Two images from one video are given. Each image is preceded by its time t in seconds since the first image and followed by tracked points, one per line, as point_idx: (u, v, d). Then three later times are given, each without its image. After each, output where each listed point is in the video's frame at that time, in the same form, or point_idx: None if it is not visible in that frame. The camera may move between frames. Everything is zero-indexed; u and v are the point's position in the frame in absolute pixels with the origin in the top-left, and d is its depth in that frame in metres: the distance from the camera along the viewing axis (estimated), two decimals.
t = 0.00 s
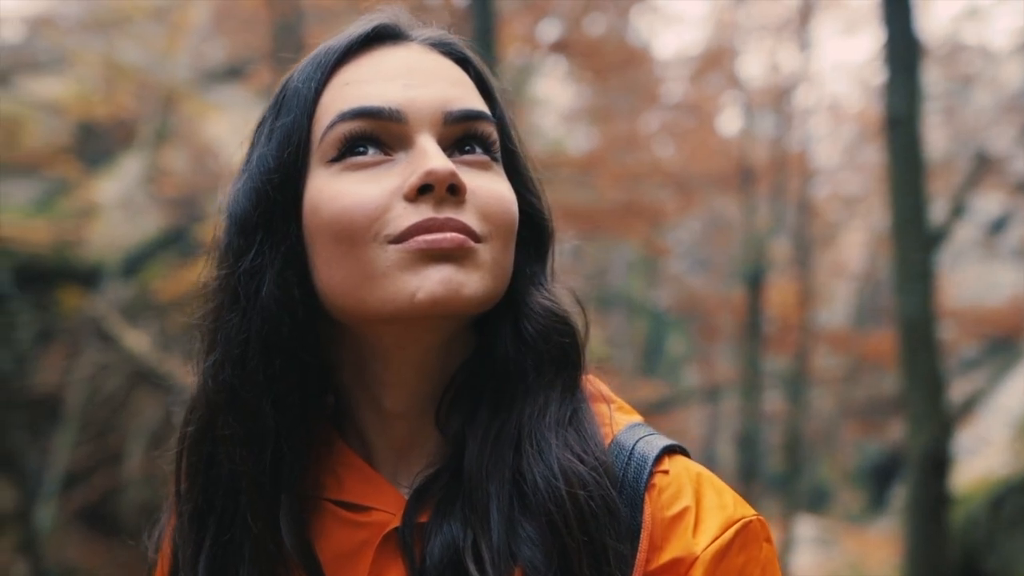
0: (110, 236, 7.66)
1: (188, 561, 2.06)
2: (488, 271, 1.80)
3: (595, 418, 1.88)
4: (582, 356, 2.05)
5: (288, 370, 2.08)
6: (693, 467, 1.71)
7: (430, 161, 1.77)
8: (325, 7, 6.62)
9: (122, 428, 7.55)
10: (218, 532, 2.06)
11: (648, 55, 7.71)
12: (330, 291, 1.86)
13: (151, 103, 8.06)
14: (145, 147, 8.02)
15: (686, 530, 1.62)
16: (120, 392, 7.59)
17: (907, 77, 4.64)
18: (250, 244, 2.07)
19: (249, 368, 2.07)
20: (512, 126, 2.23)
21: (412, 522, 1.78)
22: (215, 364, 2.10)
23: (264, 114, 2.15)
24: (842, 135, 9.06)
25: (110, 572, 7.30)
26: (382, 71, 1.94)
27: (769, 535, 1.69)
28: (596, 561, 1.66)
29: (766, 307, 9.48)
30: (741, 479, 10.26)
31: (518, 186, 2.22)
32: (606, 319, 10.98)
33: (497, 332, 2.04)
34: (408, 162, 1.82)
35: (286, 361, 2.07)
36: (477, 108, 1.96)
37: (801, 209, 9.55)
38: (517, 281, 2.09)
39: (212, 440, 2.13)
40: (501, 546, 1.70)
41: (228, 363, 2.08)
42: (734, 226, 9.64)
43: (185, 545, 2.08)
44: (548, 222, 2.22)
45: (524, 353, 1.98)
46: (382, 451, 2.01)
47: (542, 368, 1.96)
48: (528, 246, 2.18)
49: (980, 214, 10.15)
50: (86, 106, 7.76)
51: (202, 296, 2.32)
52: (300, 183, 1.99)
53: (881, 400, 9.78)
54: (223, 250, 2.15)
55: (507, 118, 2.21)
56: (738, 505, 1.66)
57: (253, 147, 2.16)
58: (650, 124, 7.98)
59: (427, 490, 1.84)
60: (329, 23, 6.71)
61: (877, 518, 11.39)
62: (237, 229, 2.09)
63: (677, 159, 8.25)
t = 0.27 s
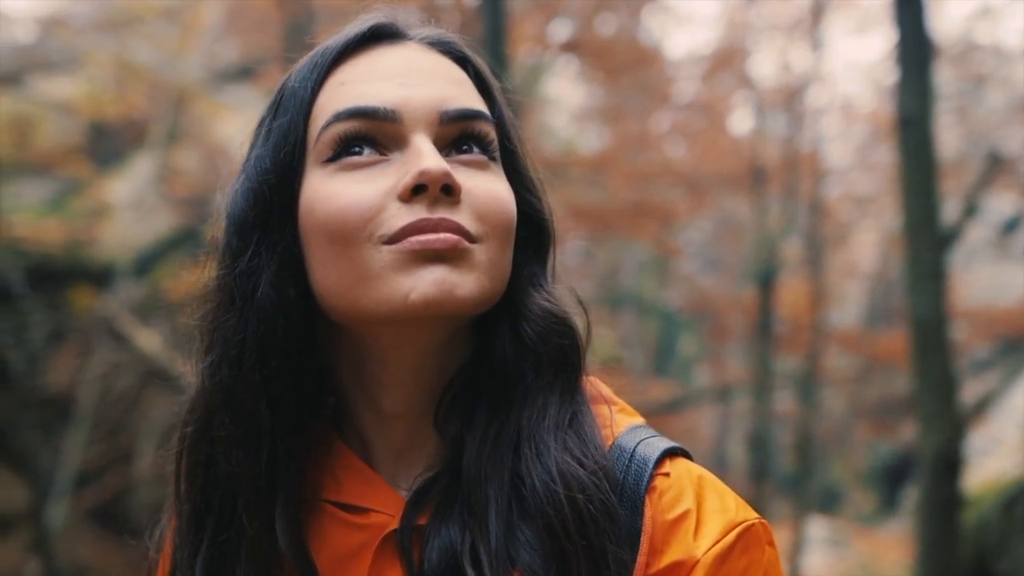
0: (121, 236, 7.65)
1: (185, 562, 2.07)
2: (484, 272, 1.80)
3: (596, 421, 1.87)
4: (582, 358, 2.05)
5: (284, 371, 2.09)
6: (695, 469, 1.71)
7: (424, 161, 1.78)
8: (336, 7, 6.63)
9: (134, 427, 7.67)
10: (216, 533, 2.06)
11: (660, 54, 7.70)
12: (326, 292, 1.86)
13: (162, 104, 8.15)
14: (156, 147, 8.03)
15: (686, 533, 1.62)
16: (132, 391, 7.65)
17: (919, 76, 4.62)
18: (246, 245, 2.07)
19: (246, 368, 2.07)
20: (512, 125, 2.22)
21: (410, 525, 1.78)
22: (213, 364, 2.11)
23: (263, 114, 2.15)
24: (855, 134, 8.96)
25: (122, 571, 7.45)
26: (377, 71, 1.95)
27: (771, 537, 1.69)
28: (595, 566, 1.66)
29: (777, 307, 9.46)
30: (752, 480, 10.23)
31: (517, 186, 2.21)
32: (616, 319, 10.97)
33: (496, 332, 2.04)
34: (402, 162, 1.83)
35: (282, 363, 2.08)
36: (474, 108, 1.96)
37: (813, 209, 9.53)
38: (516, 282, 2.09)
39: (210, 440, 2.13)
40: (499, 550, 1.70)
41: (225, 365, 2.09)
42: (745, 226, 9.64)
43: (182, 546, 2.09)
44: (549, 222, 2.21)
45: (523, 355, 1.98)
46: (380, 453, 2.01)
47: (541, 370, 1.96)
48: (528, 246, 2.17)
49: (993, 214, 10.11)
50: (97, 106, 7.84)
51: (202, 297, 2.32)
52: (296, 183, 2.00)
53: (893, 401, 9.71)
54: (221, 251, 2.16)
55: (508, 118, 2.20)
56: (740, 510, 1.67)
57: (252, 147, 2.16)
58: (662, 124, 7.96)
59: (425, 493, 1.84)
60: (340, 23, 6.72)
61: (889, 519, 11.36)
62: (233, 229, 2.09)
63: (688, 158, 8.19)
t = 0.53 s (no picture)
0: (134, 236, 7.79)
1: (185, 562, 2.09)
2: (481, 272, 1.80)
3: (598, 422, 1.87)
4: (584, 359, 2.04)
5: (282, 371, 2.09)
6: (698, 471, 1.70)
7: (419, 162, 1.78)
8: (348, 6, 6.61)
9: (145, 426, 7.81)
10: (217, 534, 2.08)
11: (672, 55, 7.68)
12: (322, 293, 1.87)
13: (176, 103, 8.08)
14: (170, 148, 7.95)
15: (688, 536, 1.62)
16: (143, 390, 7.79)
17: (933, 75, 4.59)
18: (244, 245, 2.06)
19: (244, 369, 2.07)
20: (513, 125, 2.20)
21: (409, 527, 1.79)
22: (212, 365, 2.11)
23: (263, 114, 2.14)
24: (867, 134, 8.93)
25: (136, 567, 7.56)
26: (375, 71, 1.94)
27: (776, 540, 1.68)
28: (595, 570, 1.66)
29: (789, 307, 9.43)
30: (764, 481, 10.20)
31: (517, 185, 2.18)
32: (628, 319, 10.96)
33: (496, 334, 2.03)
34: (399, 162, 1.82)
35: (279, 363, 2.08)
36: (473, 107, 1.95)
37: (826, 209, 9.49)
38: (516, 282, 2.07)
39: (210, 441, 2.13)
40: (499, 554, 1.71)
41: (225, 365, 2.09)
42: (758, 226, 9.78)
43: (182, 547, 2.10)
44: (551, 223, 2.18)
45: (523, 356, 1.98)
46: (380, 454, 2.02)
47: (541, 371, 1.95)
48: (528, 247, 2.15)
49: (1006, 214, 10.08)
50: (110, 106, 7.91)
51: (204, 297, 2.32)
52: (293, 183, 2.00)
53: (906, 402, 9.69)
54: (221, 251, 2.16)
55: (508, 117, 2.18)
56: (744, 512, 1.66)
57: (251, 147, 2.15)
58: (674, 124, 7.93)
59: (425, 494, 1.85)
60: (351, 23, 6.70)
61: (901, 520, 11.32)
62: (231, 230, 2.09)
63: (700, 159, 8.15)
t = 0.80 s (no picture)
0: (147, 236, 7.96)
1: (185, 561, 2.08)
2: (479, 273, 1.79)
3: (599, 424, 1.87)
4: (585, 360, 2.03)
5: (281, 371, 2.09)
6: (702, 474, 1.70)
7: (415, 162, 1.77)
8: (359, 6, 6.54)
9: (156, 425, 8.06)
10: (216, 533, 2.08)
11: (685, 55, 7.65)
12: (320, 293, 1.87)
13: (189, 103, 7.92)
14: (182, 147, 7.84)
15: (691, 539, 1.62)
16: (154, 388, 7.98)
17: (946, 74, 4.56)
18: (243, 245, 2.06)
19: (245, 369, 2.08)
20: (515, 124, 2.17)
21: (409, 529, 1.79)
22: (213, 365, 2.11)
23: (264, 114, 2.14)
24: (880, 134, 9.00)
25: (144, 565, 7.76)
26: (374, 71, 1.94)
27: (779, 544, 1.68)
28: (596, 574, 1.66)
29: (801, 308, 9.41)
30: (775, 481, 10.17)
31: (518, 185, 2.16)
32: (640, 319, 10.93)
33: (495, 334, 2.03)
34: (396, 162, 1.82)
35: (277, 363, 2.08)
36: (471, 106, 1.94)
37: (838, 209, 9.44)
38: (517, 282, 2.07)
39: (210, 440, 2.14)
40: (498, 557, 1.70)
41: (225, 365, 2.09)
42: (769, 227, 9.73)
43: (182, 546, 2.10)
44: (553, 224, 2.16)
45: (523, 357, 1.97)
46: (380, 455, 2.01)
47: (542, 373, 1.95)
48: (529, 247, 2.13)
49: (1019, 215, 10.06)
50: (122, 106, 7.71)
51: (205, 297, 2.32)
52: (292, 183, 2.00)
53: (919, 403, 9.68)
54: (221, 251, 2.16)
55: (510, 116, 2.15)
56: (747, 515, 1.66)
57: (252, 146, 2.15)
58: (685, 124, 7.92)
59: (426, 495, 1.84)
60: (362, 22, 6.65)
61: (914, 521, 11.30)
62: (231, 230, 2.09)
63: (713, 159, 8.15)
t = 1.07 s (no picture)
0: (160, 237, 8.16)
1: (186, 561, 2.09)
2: (478, 276, 1.78)
3: (603, 428, 1.86)
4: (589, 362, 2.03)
5: (281, 372, 2.09)
6: (706, 477, 1.70)
7: (413, 163, 1.76)
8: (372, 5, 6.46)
9: (168, 425, 8.05)
10: (218, 534, 2.08)
11: (697, 55, 7.62)
12: (320, 295, 1.86)
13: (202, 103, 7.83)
14: (195, 147, 7.86)
15: (695, 542, 1.61)
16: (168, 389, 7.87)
17: (960, 73, 4.52)
18: (244, 246, 2.06)
19: (246, 371, 2.08)
20: (519, 125, 2.14)
21: (411, 532, 1.79)
22: (215, 366, 2.11)
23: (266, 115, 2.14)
24: (893, 134, 9.01)
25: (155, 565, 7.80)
26: (374, 71, 1.93)
27: (784, 548, 1.68)
28: None
29: (814, 308, 9.37)
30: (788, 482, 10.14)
31: (521, 187, 2.13)
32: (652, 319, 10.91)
33: (498, 336, 2.02)
34: (394, 164, 1.81)
35: (277, 364, 2.08)
36: (472, 106, 1.93)
37: (851, 209, 9.39)
38: (520, 283, 2.06)
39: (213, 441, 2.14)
40: (499, 561, 1.70)
41: (227, 367, 2.09)
42: (781, 225, 9.57)
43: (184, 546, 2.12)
44: (557, 225, 2.14)
45: (525, 359, 1.97)
46: (382, 458, 2.01)
47: (544, 377, 1.94)
48: (531, 249, 2.12)
49: None
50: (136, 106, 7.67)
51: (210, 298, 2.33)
52: (292, 184, 2.00)
53: (932, 404, 9.64)
54: (224, 252, 2.16)
55: (514, 118, 2.12)
56: (752, 519, 1.65)
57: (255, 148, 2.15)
58: (697, 124, 7.90)
59: (429, 498, 1.83)
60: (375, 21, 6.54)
61: (927, 523, 11.27)
62: (233, 231, 2.09)
63: (725, 158, 8.14)
